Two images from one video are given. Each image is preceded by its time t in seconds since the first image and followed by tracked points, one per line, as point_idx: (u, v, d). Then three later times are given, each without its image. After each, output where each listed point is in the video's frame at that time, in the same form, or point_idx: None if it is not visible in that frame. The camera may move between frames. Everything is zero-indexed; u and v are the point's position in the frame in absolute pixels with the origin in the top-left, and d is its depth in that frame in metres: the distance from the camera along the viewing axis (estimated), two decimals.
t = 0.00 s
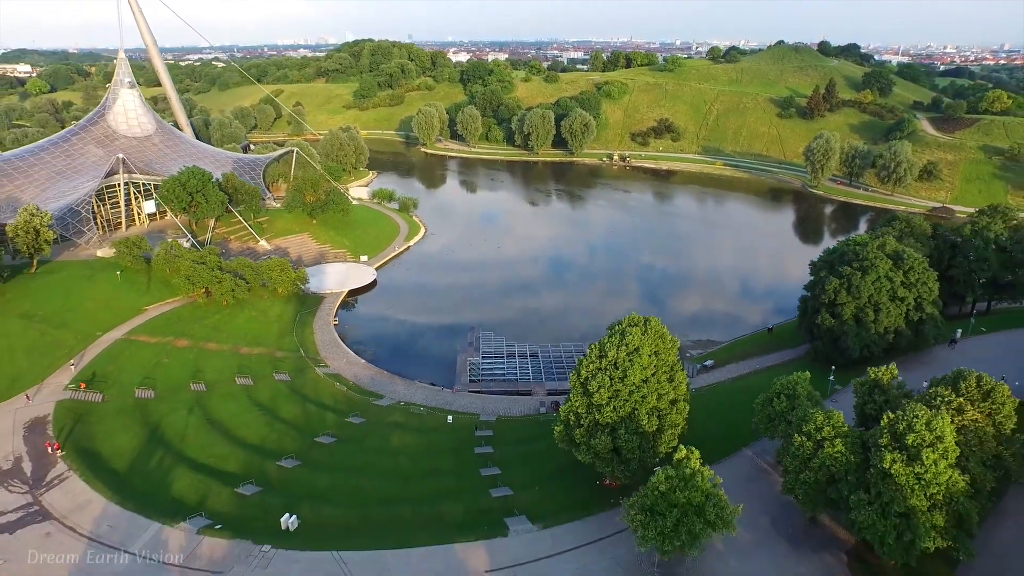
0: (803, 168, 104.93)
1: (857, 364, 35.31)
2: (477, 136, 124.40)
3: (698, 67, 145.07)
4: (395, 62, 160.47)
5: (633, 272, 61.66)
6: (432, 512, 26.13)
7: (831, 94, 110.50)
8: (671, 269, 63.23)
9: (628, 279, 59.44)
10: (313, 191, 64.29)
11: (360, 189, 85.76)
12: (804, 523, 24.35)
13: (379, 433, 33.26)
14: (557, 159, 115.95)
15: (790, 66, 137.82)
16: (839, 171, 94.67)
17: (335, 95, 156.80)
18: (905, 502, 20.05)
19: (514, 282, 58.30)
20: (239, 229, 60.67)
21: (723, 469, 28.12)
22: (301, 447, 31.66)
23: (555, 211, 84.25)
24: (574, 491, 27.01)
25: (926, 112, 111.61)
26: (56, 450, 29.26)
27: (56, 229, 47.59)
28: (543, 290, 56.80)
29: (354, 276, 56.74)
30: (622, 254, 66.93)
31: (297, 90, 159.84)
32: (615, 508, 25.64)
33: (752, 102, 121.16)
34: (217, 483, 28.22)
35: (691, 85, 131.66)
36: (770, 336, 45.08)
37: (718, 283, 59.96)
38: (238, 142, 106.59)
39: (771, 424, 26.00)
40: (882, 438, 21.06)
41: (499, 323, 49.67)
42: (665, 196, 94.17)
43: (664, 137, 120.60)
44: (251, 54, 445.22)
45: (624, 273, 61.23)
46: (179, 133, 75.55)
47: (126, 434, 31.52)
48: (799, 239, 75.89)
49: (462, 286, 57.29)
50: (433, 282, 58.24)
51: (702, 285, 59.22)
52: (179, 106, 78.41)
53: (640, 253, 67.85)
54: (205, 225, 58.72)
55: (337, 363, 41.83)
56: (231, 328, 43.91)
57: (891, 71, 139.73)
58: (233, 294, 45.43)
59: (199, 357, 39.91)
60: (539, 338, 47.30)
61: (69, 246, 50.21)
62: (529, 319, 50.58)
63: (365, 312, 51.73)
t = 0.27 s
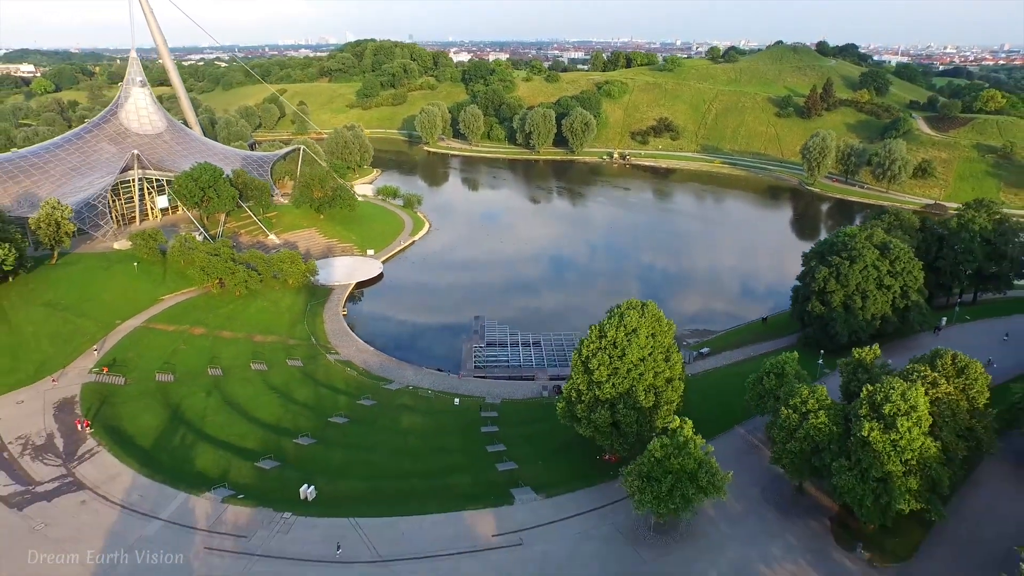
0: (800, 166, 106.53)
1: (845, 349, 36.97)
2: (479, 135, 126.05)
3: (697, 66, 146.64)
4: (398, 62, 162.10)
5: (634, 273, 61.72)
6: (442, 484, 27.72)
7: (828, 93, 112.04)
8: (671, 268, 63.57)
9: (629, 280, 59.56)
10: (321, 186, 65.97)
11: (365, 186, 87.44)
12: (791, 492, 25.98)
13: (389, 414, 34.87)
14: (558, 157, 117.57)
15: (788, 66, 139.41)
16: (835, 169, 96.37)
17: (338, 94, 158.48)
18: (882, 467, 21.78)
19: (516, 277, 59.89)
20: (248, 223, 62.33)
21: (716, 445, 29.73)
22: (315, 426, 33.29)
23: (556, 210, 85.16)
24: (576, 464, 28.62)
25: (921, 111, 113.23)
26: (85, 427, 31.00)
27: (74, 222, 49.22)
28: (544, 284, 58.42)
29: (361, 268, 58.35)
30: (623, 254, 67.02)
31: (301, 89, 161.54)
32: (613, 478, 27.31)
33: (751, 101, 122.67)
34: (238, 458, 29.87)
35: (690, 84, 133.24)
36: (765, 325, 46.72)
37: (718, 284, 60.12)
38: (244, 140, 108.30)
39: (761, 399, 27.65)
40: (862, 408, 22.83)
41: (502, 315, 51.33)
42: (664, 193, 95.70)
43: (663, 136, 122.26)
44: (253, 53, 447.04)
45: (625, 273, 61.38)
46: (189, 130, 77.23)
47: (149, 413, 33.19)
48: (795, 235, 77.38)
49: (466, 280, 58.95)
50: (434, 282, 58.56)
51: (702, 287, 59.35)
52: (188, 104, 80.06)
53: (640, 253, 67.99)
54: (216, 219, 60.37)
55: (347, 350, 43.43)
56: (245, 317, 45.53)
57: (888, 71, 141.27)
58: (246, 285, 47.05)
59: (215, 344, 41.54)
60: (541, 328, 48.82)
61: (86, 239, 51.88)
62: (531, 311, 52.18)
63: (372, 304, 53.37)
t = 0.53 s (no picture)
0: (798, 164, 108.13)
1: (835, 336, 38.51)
2: (481, 133, 127.70)
3: (697, 66, 148.30)
4: (400, 62, 163.78)
5: (633, 274, 61.87)
6: (450, 458, 29.37)
7: (825, 93, 113.64)
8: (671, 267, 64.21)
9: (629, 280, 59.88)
10: (328, 182, 67.64)
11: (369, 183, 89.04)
12: (779, 465, 27.61)
13: (398, 396, 36.50)
14: (559, 156, 119.18)
15: (787, 66, 141.00)
16: (831, 167, 98.08)
17: (341, 94, 160.16)
18: (863, 437, 23.41)
19: (518, 272, 61.48)
20: (258, 218, 64.04)
21: (710, 423, 31.35)
22: (328, 407, 34.91)
23: (556, 209, 86.30)
24: (578, 440, 30.27)
25: (917, 111, 114.77)
26: (111, 408, 32.89)
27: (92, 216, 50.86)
28: (546, 278, 59.97)
29: (367, 262, 60.01)
30: (623, 254, 67.30)
31: (304, 89, 163.26)
32: (611, 452, 28.98)
33: (749, 101, 124.28)
34: (256, 436, 31.54)
35: (690, 84, 134.89)
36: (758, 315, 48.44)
37: (717, 285, 60.36)
38: (250, 138, 109.96)
39: (750, 379, 29.29)
40: (844, 383, 24.48)
41: (504, 308, 53.02)
42: (664, 191, 97.27)
43: (663, 135, 123.93)
44: (254, 54, 448.73)
45: (625, 273, 61.57)
46: (197, 128, 78.92)
47: (170, 395, 34.94)
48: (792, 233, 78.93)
49: (469, 275, 60.68)
50: (437, 279, 59.35)
51: (701, 287, 59.75)
52: (196, 102, 81.67)
53: (640, 253, 68.28)
54: (226, 214, 62.01)
55: (356, 338, 45.05)
56: (257, 306, 47.15)
57: (885, 72, 142.91)
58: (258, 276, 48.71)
59: (229, 331, 43.19)
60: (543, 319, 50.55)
61: (102, 232, 53.59)
62: (533, 303, 53.84)
63: (379, 296, 55.03)
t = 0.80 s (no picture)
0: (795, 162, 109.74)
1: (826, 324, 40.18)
2: (483, 132, 129.36)
3: (696, 66, 149.91)
4: (403, 62, 165.47)
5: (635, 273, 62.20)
6: (457, 436, 30.98)
7: (822, 93, 115.22)
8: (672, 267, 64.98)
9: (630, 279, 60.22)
10: (335, 179, 69.34)
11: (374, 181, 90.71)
12: (770, 441, 29.17)
13: (407, 381, 38.10)
14: (560, 154, 120.82)
15: (785, 66, 142.55)
16: (828, 165, 99.77)
17: (344, 93, 161.81)
18: (846, 411, 25.01)
19: (520, 267, 63.07)
20: (267, 214, 65.72)
21: (704, 403, 32.97)
22: (340, 391, 36.49)
23: (558, 207, 87.67)
24: (579, 418, 31.91)
25: (913, 110, 116.29)
26: (134, 389, 34.66)
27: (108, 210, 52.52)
28: (548, 273, 61.62)
29: (374, 256, 61.66)
30: (625, 255, 67.49)
31: (308, 88, 165.00)
32: (610, 429, 30.61)
33: (748, 100, 125.90)
34: (273, 416, 33.17)
35: (689, 84, 136.48)
36: (754, 305, 50.00)
37: (718, 287, 60.41)
38: (255, 136, 111.65)
39: (742, 361, 30.93)
40: (830, 362, 26.13)
41: (508, 300, 54.70)
42: (664, 189, 98.80)
43: (662, 134, 125.52)
44: (256, 54, 450.35)
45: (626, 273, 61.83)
46: (206, 126, 80.59)
47: (189, 378, 36.63)
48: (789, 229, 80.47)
49: (473, 269, 62.38)
50: (439, 278, 59.83)
51: (701, 289, 59.84)
52: (205, 101, 83.35)
53: (642, 254, 68.52)
54: (236, 209, 63.60)
55: (365, 327, 46.61)
56: (269, 297, 48.77)
57: (882, 71, 144.53)
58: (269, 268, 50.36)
59: (243, 320, 44.82)
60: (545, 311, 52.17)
61: (117, 226, 55.26)
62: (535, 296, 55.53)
63: (387, 289, 56.91)
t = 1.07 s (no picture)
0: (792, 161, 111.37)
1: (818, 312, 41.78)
2: (485, 131, 131.02)
3: (695, 66, 151.56)
4: (405, 61, 167.16)
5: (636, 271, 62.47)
6: (465, 416, 32.58)
7: (820, 92, 116.80)
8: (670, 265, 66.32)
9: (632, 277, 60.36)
10: (342, 175, 71.02)
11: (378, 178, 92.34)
12: (762, 419, 30.77)
13: (414, 366, 39.70)
14: (560, 153, 122.46)
15: (783, 66, 144.17)
16: (825, 163, 101.44)
17: (347, 93, 163.44)
18: (831, 388, 26.61)
19: (523, 261, 64.59)
20: (275, 209, 67.35)
21: (700, 385, 34.57)
22: (351, 376, 38.06)
23: (559, 205, 89.01)
24: (580, 399, 33.53)
25: (909, 109, 117.90)
26: (156, 373, 36.35)
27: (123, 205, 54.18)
28: (550, 267, 63.17)
29: (381, 250, 63.34)
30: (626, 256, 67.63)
31: (311, 88, 166.67)
32: (610, 409, 32.26)
33: (746, 100, 127.52)
34: (289, 398, 34.79)
35: (688, 83, 138.10)
36: (749, 296, 51.61)
37: (720, 287, 60.46)
38: (261, 135, 113.30)
39: (734, 345, 32.54)
40: (817, 344, 27.77)
41: (511, 292, 56.36)
42: (663, 187, 100.36)
43: (662, 133, 127.14)
44: (257, 54, 451.94)
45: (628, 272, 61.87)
46: (214, 124, 82.26)
47: (208, 363, 38.30)
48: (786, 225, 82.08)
49: (477, 263, 64.02)
50: (441, 275, 60.08)
51: (703, 288, 59.94)
52: (213, 99, 84.97)
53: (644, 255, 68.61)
54: (245, 204, 65.24)
55: (373, 317, 48.22)
56: (280, 288, 50.43)
57: (879, 72, 146.10)
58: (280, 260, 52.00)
59: (256, 310, 46.45)
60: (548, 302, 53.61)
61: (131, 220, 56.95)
62: (538, 288, 57.14)
63: (394, 280, 58.53)
